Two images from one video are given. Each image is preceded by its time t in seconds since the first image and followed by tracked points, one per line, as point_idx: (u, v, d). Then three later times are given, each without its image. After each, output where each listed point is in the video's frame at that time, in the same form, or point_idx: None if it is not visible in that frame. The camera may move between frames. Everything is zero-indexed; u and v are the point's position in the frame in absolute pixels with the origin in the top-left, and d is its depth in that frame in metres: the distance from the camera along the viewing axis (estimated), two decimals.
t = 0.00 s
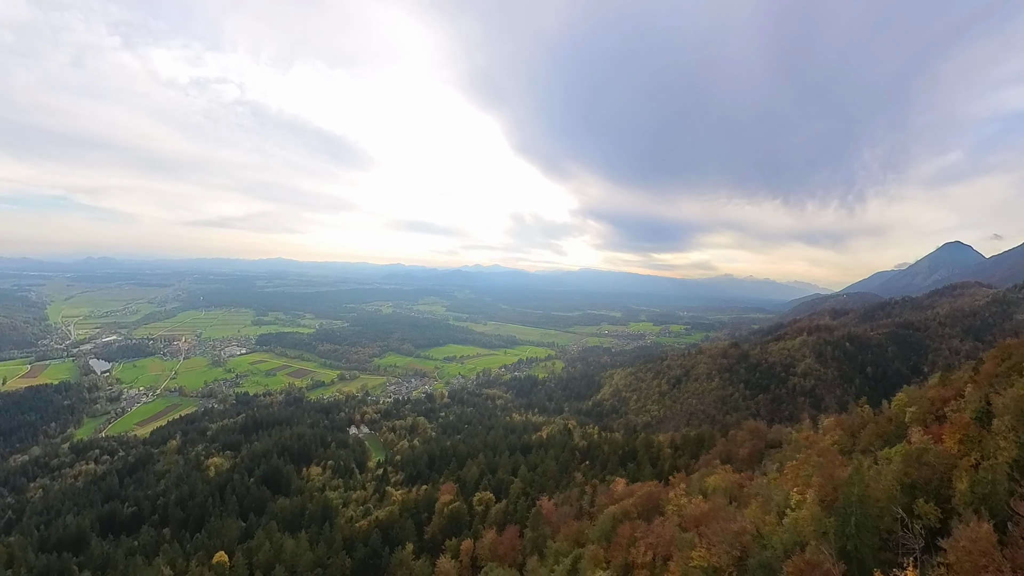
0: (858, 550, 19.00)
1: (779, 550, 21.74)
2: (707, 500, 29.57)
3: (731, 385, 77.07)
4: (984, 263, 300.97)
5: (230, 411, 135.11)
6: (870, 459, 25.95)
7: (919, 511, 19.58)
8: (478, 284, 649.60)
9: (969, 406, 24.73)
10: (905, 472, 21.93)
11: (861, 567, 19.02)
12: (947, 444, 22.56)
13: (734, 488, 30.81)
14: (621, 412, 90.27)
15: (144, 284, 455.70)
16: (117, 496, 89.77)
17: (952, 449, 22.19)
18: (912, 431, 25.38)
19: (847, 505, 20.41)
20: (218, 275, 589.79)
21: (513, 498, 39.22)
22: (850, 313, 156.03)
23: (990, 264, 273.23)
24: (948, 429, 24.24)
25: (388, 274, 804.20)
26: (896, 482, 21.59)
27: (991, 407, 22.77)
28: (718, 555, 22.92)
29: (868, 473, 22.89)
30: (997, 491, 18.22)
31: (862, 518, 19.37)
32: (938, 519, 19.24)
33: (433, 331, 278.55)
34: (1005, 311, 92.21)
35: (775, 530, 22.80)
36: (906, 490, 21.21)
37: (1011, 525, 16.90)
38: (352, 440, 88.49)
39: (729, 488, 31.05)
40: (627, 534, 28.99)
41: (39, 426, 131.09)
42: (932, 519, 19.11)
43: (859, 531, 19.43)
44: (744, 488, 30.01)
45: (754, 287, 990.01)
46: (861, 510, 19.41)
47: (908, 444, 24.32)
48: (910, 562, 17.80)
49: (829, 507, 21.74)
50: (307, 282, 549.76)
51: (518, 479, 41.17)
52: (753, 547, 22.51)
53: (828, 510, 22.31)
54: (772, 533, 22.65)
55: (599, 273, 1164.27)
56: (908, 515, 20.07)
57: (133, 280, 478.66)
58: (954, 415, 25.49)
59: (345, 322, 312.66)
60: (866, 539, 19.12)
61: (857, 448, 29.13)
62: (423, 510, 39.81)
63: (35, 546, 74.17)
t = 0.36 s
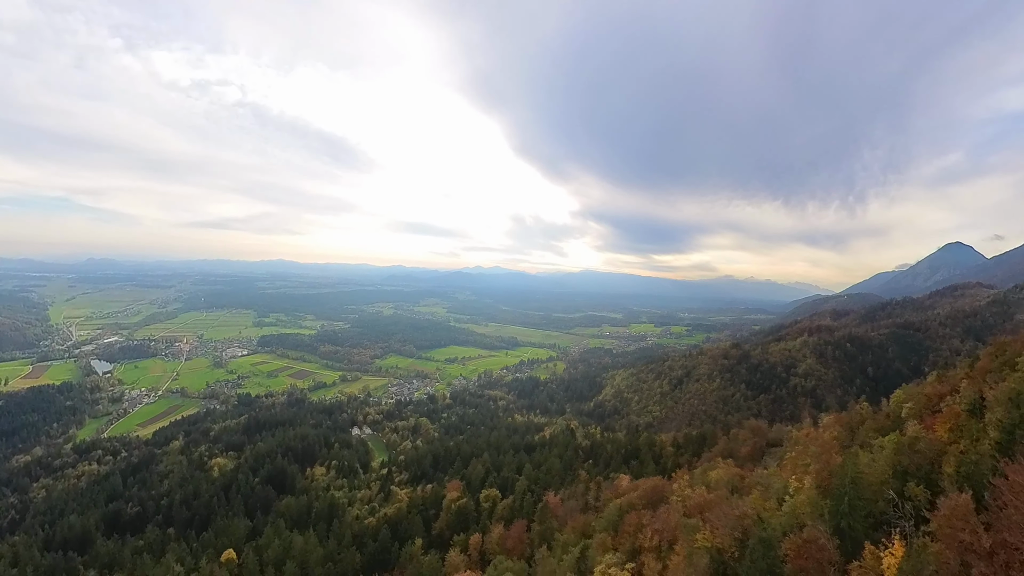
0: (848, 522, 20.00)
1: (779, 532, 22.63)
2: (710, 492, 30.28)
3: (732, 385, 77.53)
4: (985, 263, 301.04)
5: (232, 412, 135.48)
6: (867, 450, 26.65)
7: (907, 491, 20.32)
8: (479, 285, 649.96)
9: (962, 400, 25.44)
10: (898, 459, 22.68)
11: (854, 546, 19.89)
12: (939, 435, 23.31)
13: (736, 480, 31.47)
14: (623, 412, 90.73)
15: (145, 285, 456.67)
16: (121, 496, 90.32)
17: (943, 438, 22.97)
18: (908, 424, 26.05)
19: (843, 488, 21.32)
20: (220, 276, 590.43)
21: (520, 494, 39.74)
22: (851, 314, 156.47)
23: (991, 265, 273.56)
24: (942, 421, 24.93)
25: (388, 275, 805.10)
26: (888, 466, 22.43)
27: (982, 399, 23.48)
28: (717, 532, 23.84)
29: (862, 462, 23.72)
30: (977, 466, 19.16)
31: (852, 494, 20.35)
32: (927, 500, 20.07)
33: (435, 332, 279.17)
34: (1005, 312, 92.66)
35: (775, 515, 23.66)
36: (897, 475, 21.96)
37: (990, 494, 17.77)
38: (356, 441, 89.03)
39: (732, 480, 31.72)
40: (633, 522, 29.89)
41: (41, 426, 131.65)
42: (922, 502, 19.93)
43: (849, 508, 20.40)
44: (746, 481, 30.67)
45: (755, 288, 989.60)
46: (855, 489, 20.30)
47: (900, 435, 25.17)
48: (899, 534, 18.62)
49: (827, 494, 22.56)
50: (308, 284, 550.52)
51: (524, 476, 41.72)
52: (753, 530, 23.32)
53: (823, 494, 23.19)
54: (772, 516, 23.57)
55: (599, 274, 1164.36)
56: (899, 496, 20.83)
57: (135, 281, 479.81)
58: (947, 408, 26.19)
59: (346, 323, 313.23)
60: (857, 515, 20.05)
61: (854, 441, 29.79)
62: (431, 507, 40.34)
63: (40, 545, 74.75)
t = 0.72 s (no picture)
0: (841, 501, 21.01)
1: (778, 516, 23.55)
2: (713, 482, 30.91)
3: (734, 386, 77.90)
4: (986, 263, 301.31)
5: (234, 413, 136.15)
6: (864, 440, 27.33)
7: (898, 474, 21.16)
8: (480, 287, 650.18)
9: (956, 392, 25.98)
10: (893, 447, 23.34)
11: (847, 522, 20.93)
12: (930, 425, 23.97)
13: (739, 472, 32.08)
14: (625, 413, 91.27)
15: (146, 287, 457.70)
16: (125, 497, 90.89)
17: (936, 428, 23.58)
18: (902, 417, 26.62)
19: (837, 472, 22.25)
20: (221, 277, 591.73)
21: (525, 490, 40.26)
22: (852, 314, 156.96)
23: (992, 265, 274.01)
24: (936, 412, 25.52)
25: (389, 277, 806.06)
26: (881, 452, 23.24)
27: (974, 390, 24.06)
28: (719, 516, 24.72)
29: (857, 450, 24.54)
30: (963, 448, 19.99)
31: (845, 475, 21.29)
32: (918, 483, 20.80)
33: (436, 334, 279.83)
34: (1006, 312, 92.99)
35: (773, 501, 24.61)
36: (890, 462, 22.68)
37: (971, 468, 18.66)
38: (359, 441, 89.60)
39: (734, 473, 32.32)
40: (639, 511, 30.75)
41: (43, 427, 132.23)
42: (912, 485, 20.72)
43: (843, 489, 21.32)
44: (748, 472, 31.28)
45: (757, 289, 987.49)
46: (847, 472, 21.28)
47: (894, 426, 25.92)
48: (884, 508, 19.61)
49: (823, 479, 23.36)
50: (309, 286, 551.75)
51: (529, 473, 42.30)
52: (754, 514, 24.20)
53: (820, 481, 24.10)
54: (773, 502, 24.46)
55: (600, 276, 1164.29)
56: (892, 480, 21.67)
57: (137, 283, 481.24)
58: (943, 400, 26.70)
59: (347, 325, 313.93)
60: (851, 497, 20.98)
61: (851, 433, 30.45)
62: (438, 503, 40.87)
63: (46, 544, 75.37)
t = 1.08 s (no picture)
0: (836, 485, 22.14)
1: (778, 502, 24.56)
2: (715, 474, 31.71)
3: (735, 386, 78.40)
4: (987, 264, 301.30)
5: (237, 414, 136.82)
6: (860, 432, 28.22)
7: (891, 462, 22.16)
8: (482, 288, 650.47)
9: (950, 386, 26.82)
10: (886, 437, 24.28)
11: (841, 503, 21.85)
12: (923, 416, 24.90)
13: (740, 466, 32.92)
14: (626, 413, 91.77)
15: (148, 287, 458.77)
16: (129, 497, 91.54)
17: (926, 419, 24.56)
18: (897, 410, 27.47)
19: (833, 459, 23.27)
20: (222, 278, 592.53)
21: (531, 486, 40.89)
22: (853, 315, 157.58)
23: (994, 265, 273.98)
24: (929, 405, 26.40)
25: (391, 278, 806.62)
26: (875, 442, 24.23)
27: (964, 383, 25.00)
28: (722, 504, 25.70)
29: (854, 440, 25.49)
30: (951, 434, 21.02)
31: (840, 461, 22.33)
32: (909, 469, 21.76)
33: (438, 335, 280.25)
34: (1007, 312, 93.37)
35: (773, 489, 25.46)
36: (884, 451, 23.65)
37: (955, 450, 19.80)
38: (362, 442, 90.33)
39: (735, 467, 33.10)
40: (645, 502, 31.68)
41: (46, 428, 133.07)
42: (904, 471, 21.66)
43: (837, 475, 22.43)
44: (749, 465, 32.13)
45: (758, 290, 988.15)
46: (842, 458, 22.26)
47: (889, 418, 26.88)
48: (875, 487, 20.72)
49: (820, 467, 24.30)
50: (311, 287, 552.30)
51: (534, 470, 42.93)
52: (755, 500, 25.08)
53: (818, 469, 25.15)
54: (774, 490, 25.47)
55: (602, 277, 1164.01)
56: (886, 467, 22.67)
57: (138, 284, 482.55)
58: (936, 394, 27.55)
59: (349, 326, 314.57)
60: (846, 481, 22.03)
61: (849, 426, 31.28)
62: (446, 500, 41.51)
63: (51, 543, 76.04)
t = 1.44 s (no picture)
0: (829, 470, 23.42)
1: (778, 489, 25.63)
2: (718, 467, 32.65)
3: (736, 387, 78.98)
4: (988, 264, 301.56)
5: (240, 415, 137.51)
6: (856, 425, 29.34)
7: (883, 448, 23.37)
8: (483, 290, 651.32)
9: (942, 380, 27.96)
10: (879, 426, 25.47)
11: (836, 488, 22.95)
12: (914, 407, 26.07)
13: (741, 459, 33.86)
14: (628, 414, 92.39)
15: (149, 288, 459.82)
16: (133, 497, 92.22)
17: (919, 409, 25.73)
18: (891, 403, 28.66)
19: (827, 446, 24.49)
20: (224, 280, 593.92)
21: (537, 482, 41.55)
22: (854, 316, 158.12)
23: (995, 266, 274.07)
24: (921, 397, 27.54)
25: (392, 280, 807.61)
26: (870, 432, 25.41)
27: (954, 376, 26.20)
28: (725, 493, 26.63)
29: (850, 433, 26.58)
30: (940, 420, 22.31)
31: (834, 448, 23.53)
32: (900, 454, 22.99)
33: (439, 336, 280.94)
34: (1007, 312, 93.81)
35: (774, 478, 26.48)
36: (878, 440, 24.86)
37: (940, 435, 21.11)
38: (366, 442, 91.09)
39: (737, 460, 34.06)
40: (651, 494, 32.60)
41: (50, 428, 133.94)
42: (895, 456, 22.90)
43: (834, 462, 23.46)
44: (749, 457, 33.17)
45: (760, 291, 988.22)
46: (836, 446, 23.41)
47: (884, 411, 28.01)
48: (868, 471, 21.91)
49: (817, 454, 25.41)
50: (312, 288, 553.34)
51: (539, 467, 43.63)
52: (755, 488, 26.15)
53: (814, 456, 26.31)
54: (774, 479, 26.44)
55: (603, 279, 1163.91)
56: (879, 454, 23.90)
57: (140, 285, 484.22)
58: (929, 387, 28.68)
59: (350, 328, 315.22)
60: (844, 469, 23.11)
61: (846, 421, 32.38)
62: (453, 497, 42.24)
63: (58, 543, 76.79)
